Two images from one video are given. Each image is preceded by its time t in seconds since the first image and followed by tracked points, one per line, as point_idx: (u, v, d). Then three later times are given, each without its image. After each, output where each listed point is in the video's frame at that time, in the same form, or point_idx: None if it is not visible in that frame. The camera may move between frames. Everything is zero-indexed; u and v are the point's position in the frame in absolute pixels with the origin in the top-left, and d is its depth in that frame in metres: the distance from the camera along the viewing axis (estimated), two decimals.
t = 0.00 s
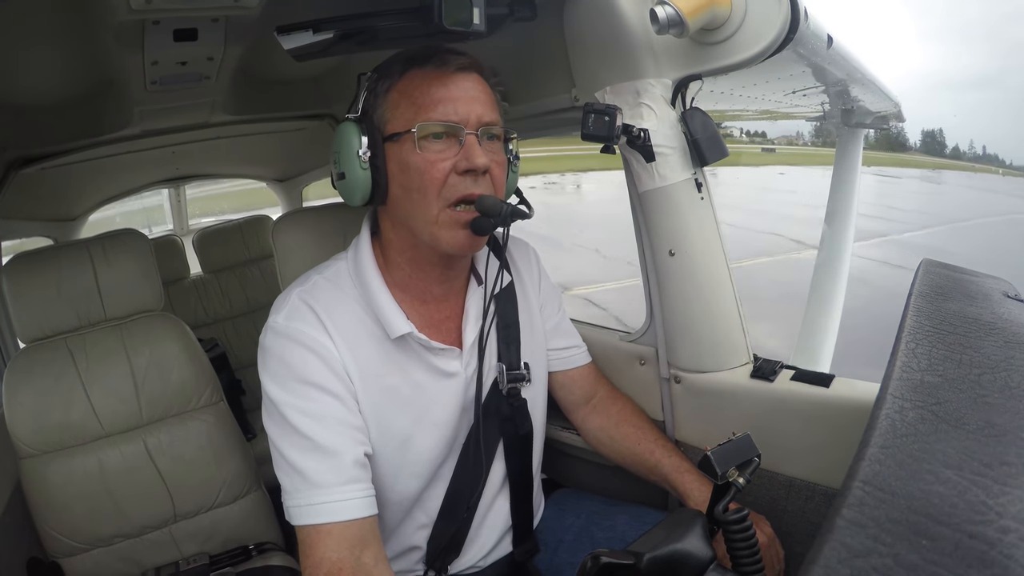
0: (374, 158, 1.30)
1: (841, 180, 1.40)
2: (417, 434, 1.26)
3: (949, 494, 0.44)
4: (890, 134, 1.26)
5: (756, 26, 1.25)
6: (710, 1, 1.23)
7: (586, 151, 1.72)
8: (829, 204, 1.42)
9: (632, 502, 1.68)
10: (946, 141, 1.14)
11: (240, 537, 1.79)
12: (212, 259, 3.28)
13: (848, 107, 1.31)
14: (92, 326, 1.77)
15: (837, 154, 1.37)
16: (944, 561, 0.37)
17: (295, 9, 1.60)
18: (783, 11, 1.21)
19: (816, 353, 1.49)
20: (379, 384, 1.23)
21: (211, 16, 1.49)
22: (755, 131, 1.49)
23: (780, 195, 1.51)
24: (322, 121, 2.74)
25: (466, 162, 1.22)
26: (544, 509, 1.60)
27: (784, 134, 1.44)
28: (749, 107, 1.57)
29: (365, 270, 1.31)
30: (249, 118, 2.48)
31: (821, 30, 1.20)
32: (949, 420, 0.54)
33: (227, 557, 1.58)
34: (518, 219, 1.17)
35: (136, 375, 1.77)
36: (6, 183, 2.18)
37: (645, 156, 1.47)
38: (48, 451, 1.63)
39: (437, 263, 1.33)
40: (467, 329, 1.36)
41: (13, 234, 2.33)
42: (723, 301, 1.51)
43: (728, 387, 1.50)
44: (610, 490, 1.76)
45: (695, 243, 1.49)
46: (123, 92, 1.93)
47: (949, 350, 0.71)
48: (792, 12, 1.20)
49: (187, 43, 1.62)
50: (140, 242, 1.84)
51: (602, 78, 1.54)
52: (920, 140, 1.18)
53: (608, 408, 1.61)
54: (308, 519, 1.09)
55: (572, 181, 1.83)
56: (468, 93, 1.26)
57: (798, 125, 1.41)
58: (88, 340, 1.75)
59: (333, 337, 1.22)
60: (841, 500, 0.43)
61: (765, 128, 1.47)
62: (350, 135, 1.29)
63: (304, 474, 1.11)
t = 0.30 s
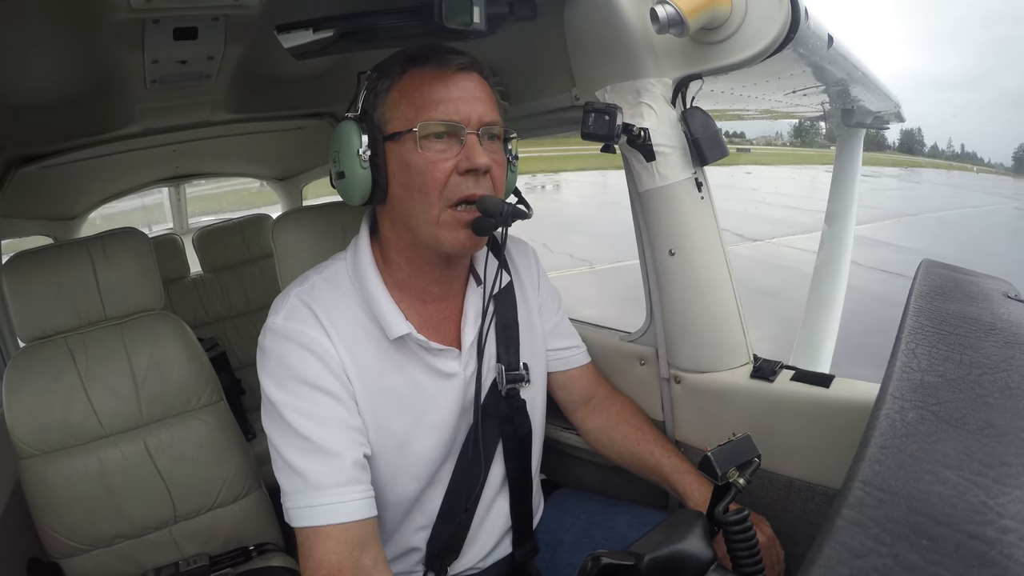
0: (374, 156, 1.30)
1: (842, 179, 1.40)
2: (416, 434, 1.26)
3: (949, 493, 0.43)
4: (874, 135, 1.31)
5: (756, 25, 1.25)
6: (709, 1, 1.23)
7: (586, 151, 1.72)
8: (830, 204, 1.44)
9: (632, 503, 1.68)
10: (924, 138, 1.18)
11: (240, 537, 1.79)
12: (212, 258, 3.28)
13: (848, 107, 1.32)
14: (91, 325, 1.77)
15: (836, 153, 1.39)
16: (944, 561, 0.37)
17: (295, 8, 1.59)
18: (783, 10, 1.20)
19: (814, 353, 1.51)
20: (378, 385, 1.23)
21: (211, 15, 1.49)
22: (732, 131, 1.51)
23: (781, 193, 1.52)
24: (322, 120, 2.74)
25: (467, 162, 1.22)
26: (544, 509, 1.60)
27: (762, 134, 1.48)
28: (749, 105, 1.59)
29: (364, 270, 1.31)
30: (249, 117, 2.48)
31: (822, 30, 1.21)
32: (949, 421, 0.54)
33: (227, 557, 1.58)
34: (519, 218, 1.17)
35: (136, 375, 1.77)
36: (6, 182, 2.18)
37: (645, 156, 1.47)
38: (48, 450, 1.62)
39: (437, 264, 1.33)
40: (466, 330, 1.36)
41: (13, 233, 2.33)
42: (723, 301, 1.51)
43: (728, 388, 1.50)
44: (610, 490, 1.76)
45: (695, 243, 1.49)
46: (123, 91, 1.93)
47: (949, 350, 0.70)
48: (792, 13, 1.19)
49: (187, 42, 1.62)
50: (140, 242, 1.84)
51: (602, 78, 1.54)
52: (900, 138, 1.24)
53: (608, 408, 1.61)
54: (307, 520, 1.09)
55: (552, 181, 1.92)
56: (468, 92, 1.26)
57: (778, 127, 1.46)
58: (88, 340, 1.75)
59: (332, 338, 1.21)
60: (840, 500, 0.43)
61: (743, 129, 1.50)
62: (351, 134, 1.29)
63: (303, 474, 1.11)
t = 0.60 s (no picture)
0: (368, 162, 1.31)
1: (841, 180, 1.43)
2: (414, 437, 1.26)
3: (949, 493, 0.43)
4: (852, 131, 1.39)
5: (756, 26, 1.25)
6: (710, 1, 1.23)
7: (587, 151, 1.72)
8: (831, 203, 1.46)
9: (632, 502, 1.68)
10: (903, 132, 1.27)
11: (240, 538, 1.79)
12: (212, 259, 3.28)
13: (848, 107, 1.33)
14: (92, 326, 1.77)
15: (837, 153, 1.41)
16: (944, 561, 0.37)
17: (295, 9, 1.59)
18: (783, 10, 1.20)
19: (814, 354, 1.51)
20: (375, 388, 1.23)
21: (211, 16, 1.49)
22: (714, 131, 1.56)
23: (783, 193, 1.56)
24: (322, 120, 2.74)
25: (461, 165, 1.22)
26: (544, 510, 1.60)
27: (742, 133, 1.57)
28: (749, 105, 1.59)
29: (361, 273, 1.31)
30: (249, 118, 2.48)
31: (822, 30, 1.20)
32: (949, 421, 0.54)
33: (227, 557, 1.58)
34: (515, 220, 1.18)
35: (136, 375, 1.77)
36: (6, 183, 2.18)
37: (645, 156, 1.47)
38: (48, 451, 1.62)
39: (434, 266, 1.33)
40: (464, 332, 1.36)
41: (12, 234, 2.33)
42: (724, 301, 1.51)
43: (728, 388, 1.50)
44: (610, 490, 1.76)
45: (695, 243, 1.49)
46: (123, 91, 1.93)
47: (948, 350, 0.71)
48: (792, 12, 1.20)
49: (188, 42, 1.63)
50: (140, 242, 1.84)
51: (602, 78, 1.55)
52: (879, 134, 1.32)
53: (608, 409, 1.61)
54: (305, 523, 1.09)
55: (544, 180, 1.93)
56: (461, 94, 1.26)
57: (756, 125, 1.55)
58: (89, 340, 1.75)
59: (328, 342, 1.21)
60: (841, 500, 0.43)
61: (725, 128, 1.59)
62: (342, 139, 1.28)
63: (300, 478, 1.11)
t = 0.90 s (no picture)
0: (368, 161, 1.30)
1: (840, 179, 1.41)
2: (416, 436, 1.26)
3: (949, 493, 0.43)
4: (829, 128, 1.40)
5: (756, 26, 1.25)
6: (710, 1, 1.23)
7: (587, 151, 1.72)
8: (829, 204, 1.44)
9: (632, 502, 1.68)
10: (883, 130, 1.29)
11: (241, 538, 1.79)
12: (212, 259, 3.28)
13: (848, 107, 1.33)
14: (92, 327, 1.77)
15: (836, 153, 1.39)
16: (943, 561, 0.37)
17: (295, 10, 1.59)
18: (783, 10, 1.20)
19: (814, 353, 1.51)
20: (377, 387, 1.23)
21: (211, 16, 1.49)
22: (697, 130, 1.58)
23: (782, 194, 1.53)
24: (322, 121, 2.74)
25: (462, 163, 1.22)
26: (544, 510, 1.60)
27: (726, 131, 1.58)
28: (749, 105, 1.59)
29: (362, 273, 1.31)
30: (248, 118, 2.48)
31: (821, 30, 1.20)
32: (949, 421, 0.54)
33: (227, 558, 1.58)
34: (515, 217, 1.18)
35: (136, 376, 1.77)
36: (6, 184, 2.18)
37: (645, 156, 1.47)
38: (49, 451, 1.62)
39: (435, 265, 1.32)
40: (465, 332, 1.36)
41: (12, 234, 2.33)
42: (724, 301, 1.51)
43: (728, 388, 1.50)
44: (610, 490, 1.76)
45: (695, 243, 1.49)
46: (123, 92, 1.93)
47: (949, 350, 0.70)
48: (792, 12, 1.20)
49: (187, 43, 1.62)
50: (140, 243, 1.84)
51: (602, 78, 1.55)
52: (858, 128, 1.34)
53: (609, 408, 1.61)
54: (307, 521, 1.09)
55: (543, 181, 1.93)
56: (460, 93, 1.26)
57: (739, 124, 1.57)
58: (89, 341, 1.75)
59: (330, 341, 1.21)
60: (841, 500, 0.43)
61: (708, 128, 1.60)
62: (343, 139, 1.28)
63: (302, 476, 1.11)
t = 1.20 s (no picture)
0: (373, 158, 1.29)
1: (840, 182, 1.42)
2: (414, 437, 1.26)
3: (949, 493, 0.43)
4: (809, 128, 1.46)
5: (756, 26, 1.25)
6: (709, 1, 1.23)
7: (587, 151, 1.72)
8: (830, 205, 1.45)
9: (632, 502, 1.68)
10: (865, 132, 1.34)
11: (240, 537, 1.79)
12: (212, 259, 3.28)
13: (848, 107, 1.33)
14: (91, 326, 1.77)
15: (836, 153, 1.40)
16: (943, 561, 0.37)
17: (295, 9, 1.59)
18: (783, 10, 1.20)
19: (813, 353, 1.52)
20: (375, 388, 1.23)
21: (211, 16, 1.49)
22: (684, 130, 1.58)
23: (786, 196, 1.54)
24: (322, 121, 2.75)
25: (469, 162, 1.23)
26: (544, 510, 1.60)
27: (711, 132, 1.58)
28: (750, 104, 1.59)
29: (361, 273, 1.31)
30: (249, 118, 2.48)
31: (822, 30, 1.20)
32: (950, 421, 0.54)
33: (227, 557, 1.58)
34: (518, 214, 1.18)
35: (136, 375, 1.77)
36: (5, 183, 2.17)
37: (645, 156, 1.47)
38: (48, 451, 1.62)
39: (436, 265, 1.32)
40: (465, 332, 1.36)
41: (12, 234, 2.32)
42: (724, 301, 1.51)
43: (728, 388, 1.50)
44: (610, 490, 1.76)
45: (695, 243, 1.49)
46: (123, 91, 1.93)
47: (949, 350, 0.71)
48: (792, 12, 1.20)
49: (187, 42, 1.62)
50: (140, 242, 1.84)
51: (602, 78, 1.55)
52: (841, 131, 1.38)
53: (609, 409, 1.61)
54: (305, 522, 1.09)
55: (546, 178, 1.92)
56: (467, 93, 1.26)
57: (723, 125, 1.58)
58: (89, 340, 1.75)
59: (329, 342, 1.21)
60: (841, 500, 0.43)
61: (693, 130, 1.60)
62: (347, 133, 1.28)
63: (300, 477, 1.11)
